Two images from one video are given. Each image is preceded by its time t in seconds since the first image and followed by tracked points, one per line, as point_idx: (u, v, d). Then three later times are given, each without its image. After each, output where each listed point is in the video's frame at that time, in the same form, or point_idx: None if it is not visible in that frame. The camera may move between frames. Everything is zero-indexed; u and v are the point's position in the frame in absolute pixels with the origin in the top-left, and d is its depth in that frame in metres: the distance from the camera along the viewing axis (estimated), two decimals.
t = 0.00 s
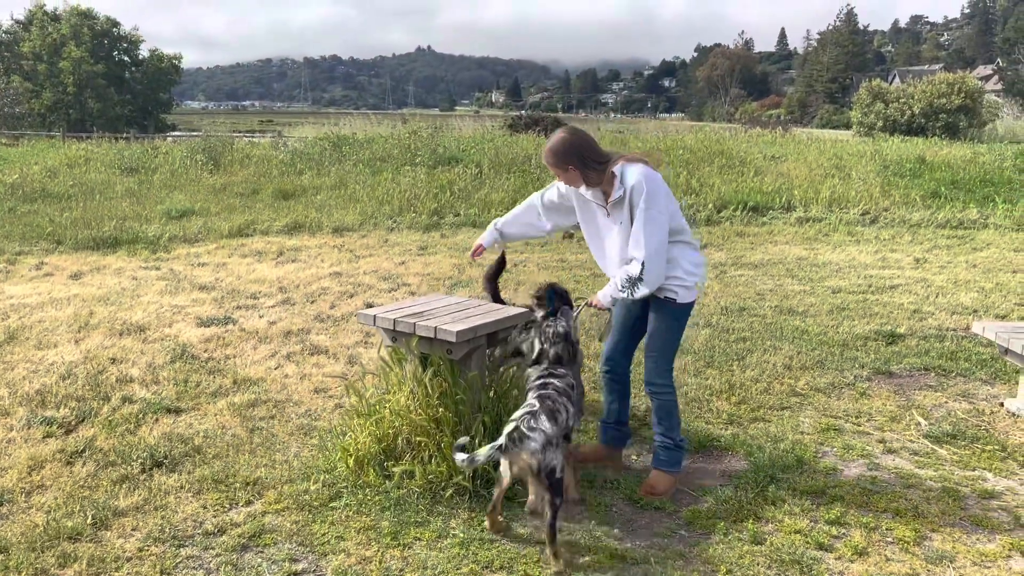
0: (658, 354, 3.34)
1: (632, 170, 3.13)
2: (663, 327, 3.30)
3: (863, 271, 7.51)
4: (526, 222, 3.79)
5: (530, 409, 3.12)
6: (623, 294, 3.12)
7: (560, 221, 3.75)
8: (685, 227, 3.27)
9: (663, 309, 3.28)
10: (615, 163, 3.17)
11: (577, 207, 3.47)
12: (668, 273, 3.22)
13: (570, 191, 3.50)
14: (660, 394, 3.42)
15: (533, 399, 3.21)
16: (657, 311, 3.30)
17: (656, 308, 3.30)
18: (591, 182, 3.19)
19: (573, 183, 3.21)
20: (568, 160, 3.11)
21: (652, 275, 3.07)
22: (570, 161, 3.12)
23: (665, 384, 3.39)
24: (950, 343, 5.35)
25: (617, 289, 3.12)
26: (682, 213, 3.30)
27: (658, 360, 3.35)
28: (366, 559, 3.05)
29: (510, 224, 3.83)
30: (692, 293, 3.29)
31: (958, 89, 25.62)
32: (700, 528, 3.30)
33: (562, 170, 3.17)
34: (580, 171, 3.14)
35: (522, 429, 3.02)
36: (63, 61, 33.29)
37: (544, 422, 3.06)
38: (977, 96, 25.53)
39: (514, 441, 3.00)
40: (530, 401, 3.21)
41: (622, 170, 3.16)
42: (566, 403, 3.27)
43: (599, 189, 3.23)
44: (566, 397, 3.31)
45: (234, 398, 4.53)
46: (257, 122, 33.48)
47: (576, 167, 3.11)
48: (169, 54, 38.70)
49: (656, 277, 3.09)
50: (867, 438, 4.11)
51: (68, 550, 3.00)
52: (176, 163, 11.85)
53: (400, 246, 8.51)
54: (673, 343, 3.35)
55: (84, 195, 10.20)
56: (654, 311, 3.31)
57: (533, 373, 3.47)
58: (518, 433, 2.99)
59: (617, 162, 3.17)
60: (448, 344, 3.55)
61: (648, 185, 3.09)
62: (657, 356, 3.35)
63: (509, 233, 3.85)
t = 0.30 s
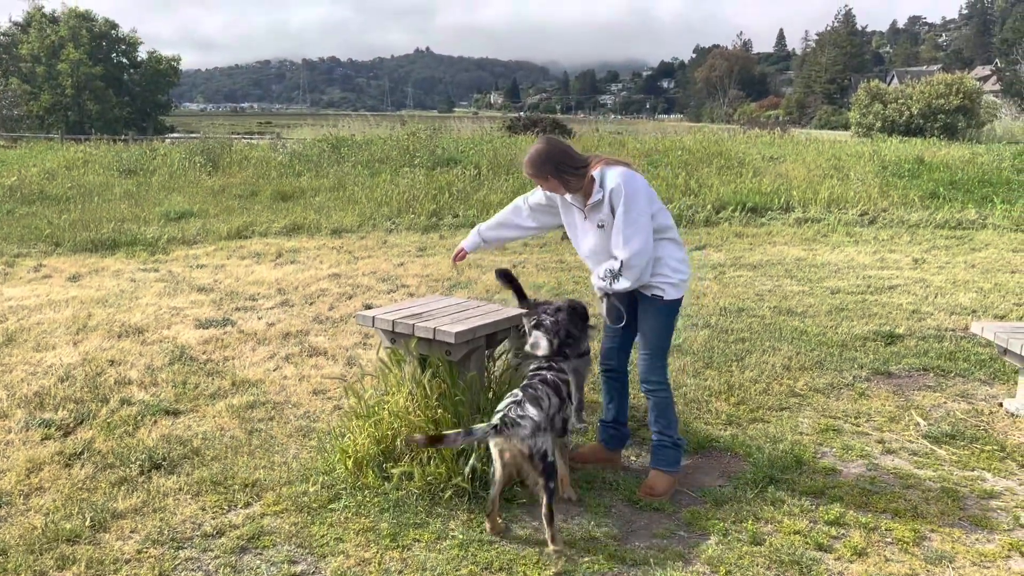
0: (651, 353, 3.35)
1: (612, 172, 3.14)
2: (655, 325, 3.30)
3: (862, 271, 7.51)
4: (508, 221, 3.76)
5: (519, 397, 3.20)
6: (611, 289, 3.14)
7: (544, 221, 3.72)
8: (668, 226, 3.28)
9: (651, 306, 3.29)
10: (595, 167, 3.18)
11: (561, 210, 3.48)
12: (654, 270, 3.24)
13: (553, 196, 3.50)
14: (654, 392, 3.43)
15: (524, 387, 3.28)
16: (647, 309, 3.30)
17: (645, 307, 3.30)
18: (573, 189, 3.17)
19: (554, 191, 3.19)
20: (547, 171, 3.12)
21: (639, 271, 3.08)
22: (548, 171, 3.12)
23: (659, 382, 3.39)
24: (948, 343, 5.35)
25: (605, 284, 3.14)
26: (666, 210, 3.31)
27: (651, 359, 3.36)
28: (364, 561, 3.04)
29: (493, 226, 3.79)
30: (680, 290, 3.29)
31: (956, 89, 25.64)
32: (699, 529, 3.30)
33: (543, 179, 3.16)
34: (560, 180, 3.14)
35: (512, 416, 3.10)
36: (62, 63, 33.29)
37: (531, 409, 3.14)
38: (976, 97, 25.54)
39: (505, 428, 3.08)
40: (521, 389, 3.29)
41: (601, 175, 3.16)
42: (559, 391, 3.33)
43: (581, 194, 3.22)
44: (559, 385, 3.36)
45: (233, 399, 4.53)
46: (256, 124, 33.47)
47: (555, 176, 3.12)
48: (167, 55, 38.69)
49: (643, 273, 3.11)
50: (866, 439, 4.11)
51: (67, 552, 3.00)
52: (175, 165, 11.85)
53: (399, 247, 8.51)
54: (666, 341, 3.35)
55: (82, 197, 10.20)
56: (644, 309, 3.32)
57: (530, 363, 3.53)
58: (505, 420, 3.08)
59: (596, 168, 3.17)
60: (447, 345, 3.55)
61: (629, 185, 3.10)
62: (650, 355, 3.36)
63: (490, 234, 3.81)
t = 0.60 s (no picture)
0: (648, 354, 3.35)
1: (606, 170, 3.14)
2: (652, 326, 3.30)
3: (862, 272, 7.51)
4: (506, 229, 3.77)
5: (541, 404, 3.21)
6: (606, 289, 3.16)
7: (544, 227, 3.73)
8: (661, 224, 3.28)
9: (647, 307, 3.28)
10: (589, 167, 3.18)
11: (556, 213, 3.47)
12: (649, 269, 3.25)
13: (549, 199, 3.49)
14: (652, 392, 3.42)
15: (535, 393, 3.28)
16: (643, 310, 3.30)
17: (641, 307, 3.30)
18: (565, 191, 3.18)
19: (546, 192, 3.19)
20: (540, 171, 3.11)
21: (632, 270, 3.10)
22: (543, 172, 3.11)
23: (656, 382, 3.38)
24: (948, 343, 5.35)
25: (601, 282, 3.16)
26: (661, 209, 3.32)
27: (647, 360, 3.36)
28: (365, 562, 3.04)
29: (492, 236, 3.79)
30: (675, 288, 3.28)
31: (956, 89, 25.61)
32: (699, 529, 3.29)
33: (535, 182, 3.15)
34: (552, 180, 3.13)
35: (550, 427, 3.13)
36: (62, 65, 33.31)
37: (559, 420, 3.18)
38: (975, 97, 25.53)
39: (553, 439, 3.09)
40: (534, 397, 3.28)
41: (592, 175, 3.15)
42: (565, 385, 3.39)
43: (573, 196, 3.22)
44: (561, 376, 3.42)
45: (233, 401, 4.53)
46: (256, 126, 33.46)
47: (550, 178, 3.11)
48: (166, 57, 38.68)
49: (637, 272, 3.13)
50: (866, 439, 4.11)
51: (67, 554, 3.00)
52: (175, 166, 11.85)
53: (398, 248, 8.52)
54: (663, 340, 3.35)
55: (82, 199, 10.20)
56: (641, 310, 3.32)
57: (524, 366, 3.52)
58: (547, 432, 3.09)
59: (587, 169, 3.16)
60: (447, 346, 3.55)
61: (624, 183, 3.11)
62: (647, 356, 3.35)
63: (489, 244, 3.81)
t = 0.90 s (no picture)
0: (647, 354, 3.35)
1: (597, 178, 3.13)
2: (649, 326, 3.30)
3: (862, 272, 7.50)
4: (507, 237, 3.77)
5: (551, 414, 3.20)
6: (596, 297, 3.20)
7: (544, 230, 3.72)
8: (655, 227, 3.26)
9: (643, 309, 3.29)
10: (583, 173, 3.19)
11: (553, 217, 3.48)
12: (643, 272, 3.25)
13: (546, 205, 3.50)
14: (652, 392, 3.43)
15: (540, 399, 3.25)
16: (640, 311, 3.31)
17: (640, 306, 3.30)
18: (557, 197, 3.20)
19: (540, 198, 3.23)
20: (532, 179, 3.17)
21: (619, 277, 3.12)
22: (535, 179, 3.17)
23: (655, 383, 3.39)
24: (949, 342, 5.34)
25: (590, 288, 3.20)
26: (655, 209, 3.29)
27: (647, 360, 3.36)
28: (365, 563, 3.04)
29: (491, 245, 3.79)
30: (672, 288, 3.27)
31: (956, 89, 25.60)
32: (700, 529, 3.29)
33: (529, 190, 3.22)
34: (545, 188, 3.18)
35: (566, 440, 3.16)
36: (63, 68, 33.34)
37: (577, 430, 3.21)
38: (976, 96, 25.50)
39: (569, 452, 3.15)
40: (540, 403, 3.26)
41: (583, 182, 3.15)
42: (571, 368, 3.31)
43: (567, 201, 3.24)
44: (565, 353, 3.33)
45: (233, 403, 4.53)
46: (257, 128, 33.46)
47: (542, 185, 3.17)
48: (167, 60, 38.71)
49: (625, 278, 3.14)
50: (866, 439, 4.10)
51: (66, 556, 3.00)
52: (176, 169, 11.87)
53: (399, 250, 8.52)
54: (662, 340, 3.35)
55: (83, 202, 10.21)
56: (639, 311, 3.32)
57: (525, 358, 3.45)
58: (563, 448, 3.13)
59: (580, 176, 3.16)
60: (447, 347, 3.55)
61: (612, 190, 3.10)
62: (646, 356, 3.36)
63: (489, 253, 3.80)
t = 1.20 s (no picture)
0: (646, 353, 3.36)
1: (599, 171, 3.14)
2: (647, 325, 3.31)
3: (863, 271, 7.51)
4: (503, 230, 3.78)
5: (554, 388, 3.19)
6: (594, 293, 3.20)
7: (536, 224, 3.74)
8: (655, 226, 3.28)
9: (640, 306, 3.30)
10: (584, 167, 3.20)
11: (552, 213, 3.48)
12: (641, 270, 3.26)
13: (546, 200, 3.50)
14: (651, 391, 3.44)
15: (545, 371, 3.24)
16: (638, 309, 3.31)
17: (638, 305, 3.30)
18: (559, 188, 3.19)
19: (541, 189, 3.22)
20: (535, 168, 3.15)
21: (618, 273, 3.12)
22: (538, 168, 3.16)
23: (654, 382, 3.39)
24: (950, 342, 5.35)
25: (590, 283, 3.20)
26: (655, 208, 3.31)
27: (646, 359, 3.37)
28: (369, 564, 3.05)
29: (487, 233, 3.80)
30: (669, 287, 3.28)
31: (956, 88, 25.62)
32: (703, 529, 3.30)
33: (530, 179, 3.19)
34: (547, 179, 3.17)
35: (565, 412, 3.15)
36: (63, 70, 33.35)
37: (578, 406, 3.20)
38: (975, 96, 25.54)
39: (565, 424, 3.14)
40: (544, 375, 3.25)
41: (585, 175, 3.16)
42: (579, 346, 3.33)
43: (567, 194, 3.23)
44: (574, 330, 3.34)
45: (236, 404, 4.54)
46: (258, 129, 33.48)
47: (544, 174, 3.15)
48: (167, 62, 38.73)
49: (624, 274, 3.14)
50: (868, 438, 4.11)
51: (71, 557, 3.01)
52: (177, 171, 11.88)
53: (400, 251, 8.53)
54: (662, 339, 3.35)
55: (84, 204, 10.22)
56: (637, 310, 3.33)
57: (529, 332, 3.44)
58: (560, 421, 3.12)
59: (582, 169, 3.17)
60: (450, 347, 3.55)
61: (614, 185, 3.11)
62: (646, 355, 3.37)
63: (485, 242, 3.82)
